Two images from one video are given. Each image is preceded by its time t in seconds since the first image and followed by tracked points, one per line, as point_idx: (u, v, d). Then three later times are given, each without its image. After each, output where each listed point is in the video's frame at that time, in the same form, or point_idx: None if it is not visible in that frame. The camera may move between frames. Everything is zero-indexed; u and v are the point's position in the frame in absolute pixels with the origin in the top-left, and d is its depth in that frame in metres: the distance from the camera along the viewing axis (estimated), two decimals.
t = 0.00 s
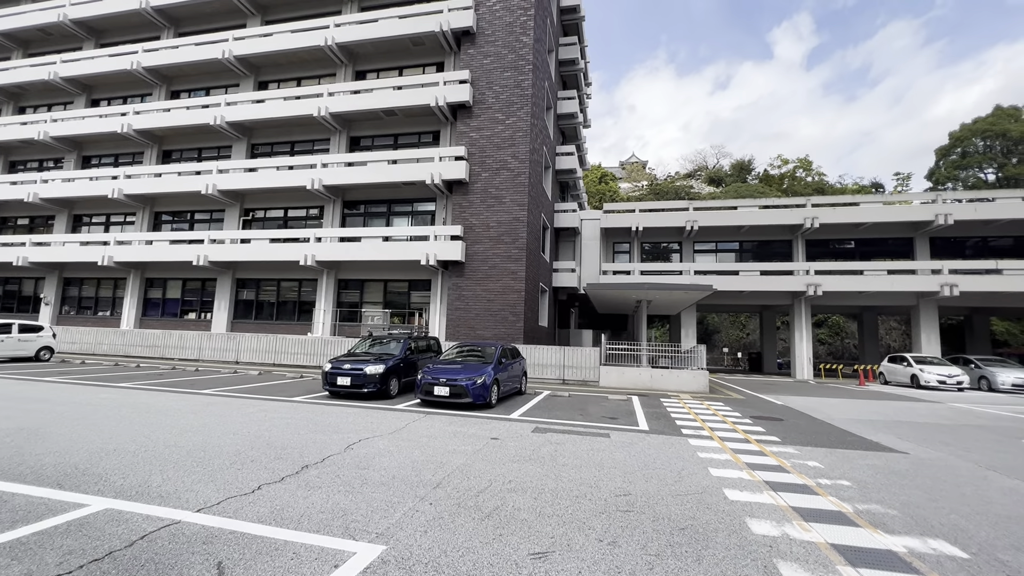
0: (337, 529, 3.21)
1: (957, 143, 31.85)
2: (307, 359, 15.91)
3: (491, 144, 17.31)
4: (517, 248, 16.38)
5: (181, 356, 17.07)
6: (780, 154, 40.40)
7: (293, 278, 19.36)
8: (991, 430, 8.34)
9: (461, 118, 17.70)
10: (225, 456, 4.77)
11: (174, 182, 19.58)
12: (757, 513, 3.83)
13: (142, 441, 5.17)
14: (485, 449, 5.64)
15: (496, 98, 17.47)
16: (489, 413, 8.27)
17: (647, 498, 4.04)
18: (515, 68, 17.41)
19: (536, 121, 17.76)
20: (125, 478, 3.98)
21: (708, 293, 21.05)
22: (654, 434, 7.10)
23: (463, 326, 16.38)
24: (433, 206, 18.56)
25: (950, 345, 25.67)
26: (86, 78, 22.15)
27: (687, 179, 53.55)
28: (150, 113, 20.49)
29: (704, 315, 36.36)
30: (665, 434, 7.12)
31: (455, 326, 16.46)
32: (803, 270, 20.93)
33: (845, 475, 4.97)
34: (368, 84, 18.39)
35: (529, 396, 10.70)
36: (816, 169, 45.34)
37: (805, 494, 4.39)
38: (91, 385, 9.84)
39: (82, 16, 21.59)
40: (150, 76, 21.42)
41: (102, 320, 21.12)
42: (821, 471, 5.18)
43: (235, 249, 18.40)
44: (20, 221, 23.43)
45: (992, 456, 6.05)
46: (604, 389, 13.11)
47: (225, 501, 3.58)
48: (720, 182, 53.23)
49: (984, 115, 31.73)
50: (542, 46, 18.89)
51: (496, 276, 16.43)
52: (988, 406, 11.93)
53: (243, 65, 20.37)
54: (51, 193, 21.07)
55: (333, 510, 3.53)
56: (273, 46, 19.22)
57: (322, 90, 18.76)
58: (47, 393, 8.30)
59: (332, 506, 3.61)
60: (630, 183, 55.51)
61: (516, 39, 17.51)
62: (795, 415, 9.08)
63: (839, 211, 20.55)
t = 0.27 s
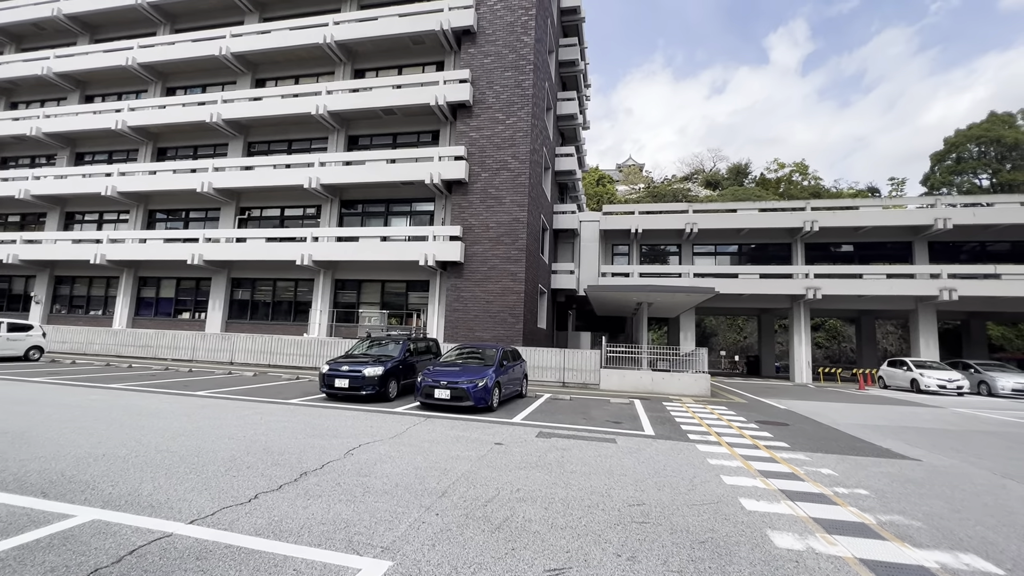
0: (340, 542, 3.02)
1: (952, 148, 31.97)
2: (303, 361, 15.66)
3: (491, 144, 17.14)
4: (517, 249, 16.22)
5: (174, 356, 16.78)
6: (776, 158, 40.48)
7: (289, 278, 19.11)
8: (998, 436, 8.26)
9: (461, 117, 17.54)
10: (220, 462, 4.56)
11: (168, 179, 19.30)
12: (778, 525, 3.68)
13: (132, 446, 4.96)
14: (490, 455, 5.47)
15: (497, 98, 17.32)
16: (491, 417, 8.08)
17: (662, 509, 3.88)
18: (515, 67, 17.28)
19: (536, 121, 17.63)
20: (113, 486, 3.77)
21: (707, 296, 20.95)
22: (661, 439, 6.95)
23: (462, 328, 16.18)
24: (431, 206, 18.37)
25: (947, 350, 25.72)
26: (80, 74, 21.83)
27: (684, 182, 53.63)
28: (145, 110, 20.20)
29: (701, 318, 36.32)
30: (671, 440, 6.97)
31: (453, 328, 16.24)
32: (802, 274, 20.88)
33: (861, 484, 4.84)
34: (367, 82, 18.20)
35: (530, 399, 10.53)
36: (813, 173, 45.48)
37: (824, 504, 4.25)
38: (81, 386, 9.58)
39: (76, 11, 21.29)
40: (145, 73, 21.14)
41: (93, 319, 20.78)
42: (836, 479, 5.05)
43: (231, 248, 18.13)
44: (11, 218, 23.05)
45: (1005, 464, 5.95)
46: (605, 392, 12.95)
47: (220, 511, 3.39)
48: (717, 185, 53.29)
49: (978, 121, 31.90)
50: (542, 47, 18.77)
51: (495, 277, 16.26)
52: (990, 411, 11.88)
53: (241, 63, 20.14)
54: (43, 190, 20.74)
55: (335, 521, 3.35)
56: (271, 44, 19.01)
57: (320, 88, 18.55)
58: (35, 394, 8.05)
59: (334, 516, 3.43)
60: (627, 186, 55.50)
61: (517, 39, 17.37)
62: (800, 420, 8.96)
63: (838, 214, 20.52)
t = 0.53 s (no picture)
0: (344, 554, 2.85)
1: (950, 152, 31.99)
2: (301, 360, 15.46)
3: (492, 143, 16.96)
4: (518, 249, 16.06)
5: (170, 354, 16.55)
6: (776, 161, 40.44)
7: (287, 276, 18.90)
8: (1008, 441, 8.15)
9: (462, 115, 17.35)
10: (216, 466, 4.38)
11: (166, 175, 19.07)
12: (801, 537, 3.54)
13: (125, 448, 4.78)
14: (495, 460, 5.30)
15: (499, 96, 17.14)
16: (494, 419, 7.91)
17: (679, 519, 3.73)
18: (518, 66, 17.10)
19: (538, 120, 17.46)
20: (104, 492, 3.59)
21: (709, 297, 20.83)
22: (669, 443, 6.79)
23: (462, 328, 15.99)
24: (432, 205, 18.19)
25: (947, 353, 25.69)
26: (77, 68, 21.58)
27: (683, 184, 53.54)
28: (142, 105, 19.97)
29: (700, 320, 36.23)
30: (680, 444, 6.82)
31: (453, 328, 16.05)
32: (803, 276, 20.79)
33: (879, 492, 4.70)
34: (368, 79, 18.02)
35: (532, 401, 10.36)
36: (812, 176, 45.46)
37: (844, 514, 4.11)
38: (74, 384, 9.37)
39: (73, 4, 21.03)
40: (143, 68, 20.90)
41: (88, 316, 20.52)
42: (853, 487, 4.91)
43: (228, 245, 17.92)
44: (5, 213, 22.78)
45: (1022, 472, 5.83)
46: (607, 394, 12.80)
47: (217, 520, 3.21)
48: (716, 187, 53.24)
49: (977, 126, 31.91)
50: (545, 45, 18.62)
51: (496, 277, 16.09)
52: (995, 416, 11.79)
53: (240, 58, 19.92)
54: (38, 185, 20.48)
55: (339, 531, 3.18)
56: (271, 39, 18.81)
57: (320, 85, 18.35)
58: (26, 392, 7.84)
59: (338, 526, 3.26)
60: (626, 187, 55.40)
61: (519, 37, 17.21)
62: (808, 425, 8.83)
63: (841, 217, 20.44)
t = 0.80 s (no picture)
0: (346, 569, 2.66)
1: (951, 155, 31.91)
2: (299, 358, 15.25)
3: (495, 140, 16.74)
4: (520, 247, 15.87)
5: (166, 352, 16.32)
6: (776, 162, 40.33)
7: (285, 274, 18.68)
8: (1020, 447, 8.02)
9: (464, 112, 17.13)
10: (211, 470, 4.19)
11: (163, 170, 18.83)
12: (828, 551, 3.36)
13: (117, 450, 4.58)
14: (502, 464, 5.11)
15: (501, 93, 16.91)
16: (497, 421, 7.73)
17: (698, 531, 3.56)
18: (521, 62, 16.89)
19: (541, 117, 17.25)
20: (91, 498, 3.39)
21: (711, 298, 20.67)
22: (677, 447, 6.61)
23: (462, 327, 15.79)
24: (433, 202, 17.98)
25: (948, 356, 25.62)
26: (74, 61, 21.30)
27: (683, 185, 53.41)
28: (140, 99, 19.71)
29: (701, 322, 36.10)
30: (689, 448, 6.64)
31: (453, 328, 15.85)
32: (807, 278, 20.63)
33: (902, 502, 4.52)
34: (369, 75, 17.81)
35: (535, 402, 10.18)
36: (812, 178, 45.35)
37: (869, 526, 3.93)
38: (66, 382, 9.13)
39: None
40: (141, 61, 20.64)
41: (83, 312, 20.27)
42: (873, 495, 4.74)
43: (226, 241, 17.69)
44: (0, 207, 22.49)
45: None
46: (610, 395, 12.63)
47: (211, 530, 3.02)
48: (716, 188, 53.09)
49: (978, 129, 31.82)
50: (548, 42, 18.42)
51: (497, 276, 15.89)
52: (1002, 421, 11.67)
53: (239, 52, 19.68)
54: (33, 179, 20.21)
55: (341, 542, 2.99)
56: (271, 34, 18.57)
57: (320, 80, 18.12)
58: (16, 390, 7.62)
59: (340, 537, 3.06)
60: (626, 187, 55.19)
61: (523, 33, 17.00)
62: (817, 429, 8.67)
63: (845, 218, 20.29)
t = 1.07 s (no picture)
0: None
1: (955, 157, 31.73)
2: (300, 357, 15.09)
3: (499, 138, 16.55)
4: (524, 246, 15.70)
5: (165, 350, 16.16)
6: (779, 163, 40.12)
7: (286, 271, 18.50)
8: None
9: (468, 109, 16.94)
10: (212, 474, 4.04)
11: (163, 166, 18.65)
12: (860, 565, 3.21)
13: (113, 452, 4.42)
14: (512, 469, 4.96)
15: (505, 90, 16.72)
16: (504, 423, 7.56)
17: (723, 543, 3.40)
18: (526, 59, 16.71)
19: (546, 115, 17.07)
20: (85, 505, 3.23)
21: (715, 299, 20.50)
22: (689, 452, 6.45)
23: (465, 326, 15.63)
24: (436, 200, 17.81)
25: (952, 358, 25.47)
26: (74, 56, 21.11)
27: (684, 185, 53.20)
28: (140, 94, 19.53)
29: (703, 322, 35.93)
30: (700, 452, 6.49)
31: (456, 327, 15.68)
32: (811, 278, 20.48)
33: (928, 512, 4.37)
34: (372, 71, 17.63)
35: (540, 404, 10.02)
36: (814, 178, 45.14)
37: (898, 538, 3.77)
38: (63, 380, 8.96)
39: None
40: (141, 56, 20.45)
41: (82, 309, 20.10)
42: (897, 504, 4.59)
43: (226, 239, 17.52)
44: None
45: None
46: (615, 396, 12.48)
47: (212, 541, 2.86)
48: (718, 189, 52.88)
49: (982, 130, 31.62)
50: (553, 40, 18.24)
51: (500, 275, 15.73)
52: (1012, 424, 11.53)
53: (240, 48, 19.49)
54: (32, 175, 20.03)
55: (350, 555, 2.83)
56: (273, 29, 18.38)
57: (323, 76, 17.94)
58: (12, 389, 7.45)
59: (348, 549, 2.90)
60: (627, 187, 54.95)
61: (528, 30, 16.82)
62: (828, 433, 8.52)
63: (850, 219, 20.13)
